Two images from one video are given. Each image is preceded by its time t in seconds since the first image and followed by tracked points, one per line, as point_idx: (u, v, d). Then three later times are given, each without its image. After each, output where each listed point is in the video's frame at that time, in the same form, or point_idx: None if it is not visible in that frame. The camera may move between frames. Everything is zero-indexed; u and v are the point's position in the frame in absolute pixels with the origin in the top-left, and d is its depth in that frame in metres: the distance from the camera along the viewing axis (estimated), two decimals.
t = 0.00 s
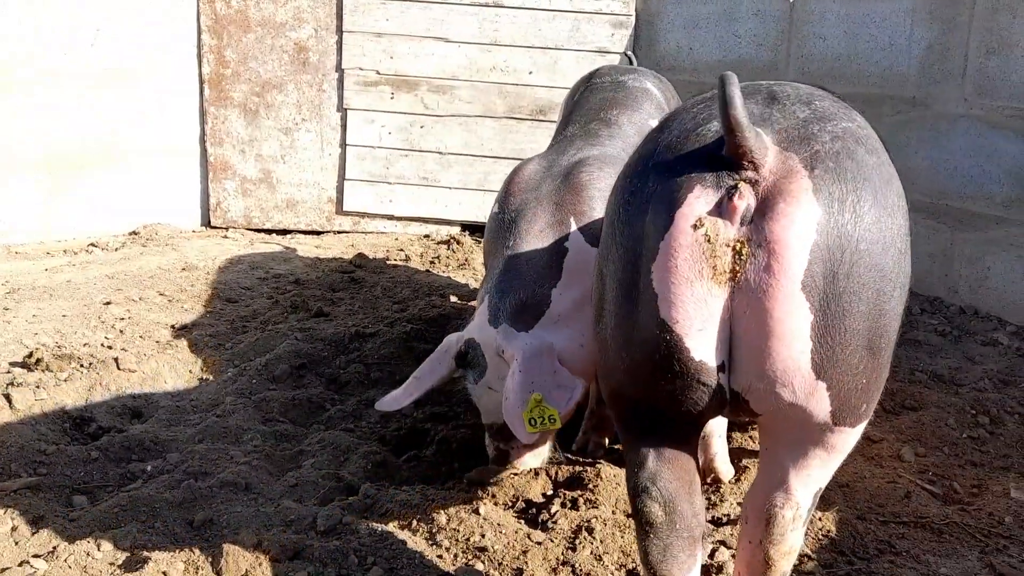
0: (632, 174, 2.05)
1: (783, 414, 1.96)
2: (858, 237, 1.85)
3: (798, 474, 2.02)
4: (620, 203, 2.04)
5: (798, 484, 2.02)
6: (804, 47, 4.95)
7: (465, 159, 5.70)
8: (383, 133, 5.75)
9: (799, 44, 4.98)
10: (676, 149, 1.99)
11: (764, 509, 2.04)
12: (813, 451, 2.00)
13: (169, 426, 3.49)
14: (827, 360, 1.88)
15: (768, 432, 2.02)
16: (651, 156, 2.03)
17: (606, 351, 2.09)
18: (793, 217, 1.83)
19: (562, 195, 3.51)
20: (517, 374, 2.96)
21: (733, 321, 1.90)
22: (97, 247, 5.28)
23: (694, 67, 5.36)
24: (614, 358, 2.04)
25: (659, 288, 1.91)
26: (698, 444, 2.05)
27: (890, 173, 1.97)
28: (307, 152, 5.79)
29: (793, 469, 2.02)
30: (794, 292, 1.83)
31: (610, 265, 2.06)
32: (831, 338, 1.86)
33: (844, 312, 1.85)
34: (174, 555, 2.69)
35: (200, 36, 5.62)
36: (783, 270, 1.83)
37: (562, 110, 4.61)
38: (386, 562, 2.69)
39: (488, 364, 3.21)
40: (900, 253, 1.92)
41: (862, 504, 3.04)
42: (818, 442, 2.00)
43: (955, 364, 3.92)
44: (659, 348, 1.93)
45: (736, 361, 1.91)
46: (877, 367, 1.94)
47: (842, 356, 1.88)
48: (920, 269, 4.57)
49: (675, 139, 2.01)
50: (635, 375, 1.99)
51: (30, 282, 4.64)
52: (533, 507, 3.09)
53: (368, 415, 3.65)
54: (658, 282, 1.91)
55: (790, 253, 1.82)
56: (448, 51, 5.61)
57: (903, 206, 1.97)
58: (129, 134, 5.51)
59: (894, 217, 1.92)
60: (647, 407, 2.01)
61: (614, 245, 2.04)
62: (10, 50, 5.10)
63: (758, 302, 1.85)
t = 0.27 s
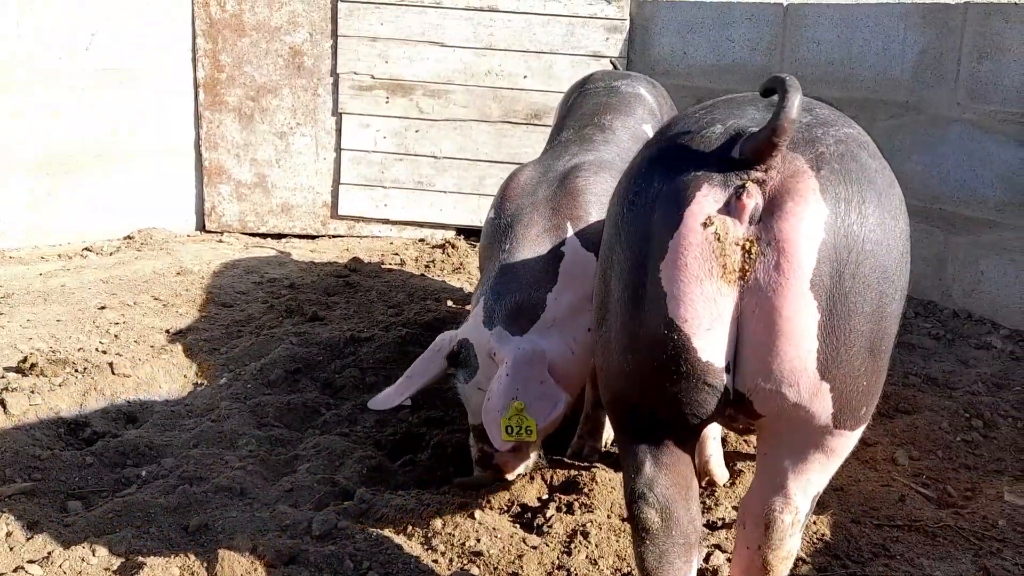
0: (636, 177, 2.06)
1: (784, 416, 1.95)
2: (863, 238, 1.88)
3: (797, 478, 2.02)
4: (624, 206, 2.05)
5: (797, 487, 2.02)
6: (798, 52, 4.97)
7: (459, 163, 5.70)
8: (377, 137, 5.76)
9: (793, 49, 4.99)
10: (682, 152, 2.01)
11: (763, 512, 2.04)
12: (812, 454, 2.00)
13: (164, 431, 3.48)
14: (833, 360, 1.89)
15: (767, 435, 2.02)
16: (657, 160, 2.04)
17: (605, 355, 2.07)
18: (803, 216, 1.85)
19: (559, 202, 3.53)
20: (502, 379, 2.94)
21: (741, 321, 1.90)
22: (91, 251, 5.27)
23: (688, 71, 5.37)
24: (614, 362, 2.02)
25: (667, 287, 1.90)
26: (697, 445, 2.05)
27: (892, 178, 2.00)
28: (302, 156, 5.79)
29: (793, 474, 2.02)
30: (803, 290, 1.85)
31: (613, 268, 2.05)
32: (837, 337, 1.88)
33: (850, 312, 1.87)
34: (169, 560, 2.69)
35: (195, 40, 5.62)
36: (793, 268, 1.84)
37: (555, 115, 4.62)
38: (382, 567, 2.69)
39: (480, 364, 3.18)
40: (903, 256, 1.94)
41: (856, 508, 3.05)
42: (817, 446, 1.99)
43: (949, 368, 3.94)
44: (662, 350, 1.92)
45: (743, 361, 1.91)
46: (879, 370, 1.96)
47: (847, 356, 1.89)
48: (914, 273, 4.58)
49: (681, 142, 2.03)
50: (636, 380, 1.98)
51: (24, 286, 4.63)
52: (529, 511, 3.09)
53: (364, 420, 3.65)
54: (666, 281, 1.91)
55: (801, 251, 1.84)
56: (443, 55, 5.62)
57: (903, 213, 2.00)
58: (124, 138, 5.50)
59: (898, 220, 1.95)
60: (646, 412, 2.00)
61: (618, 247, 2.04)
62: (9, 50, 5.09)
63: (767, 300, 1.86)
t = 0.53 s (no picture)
0: (635, 173, 2.06)
1: (779, 412, 1.96)
2: (858, 233, 1.88)
3: (791, 474, 2.03)
4: (622, 201, 2.05)
5: (792, 484, 2.03)
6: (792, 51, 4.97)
7: (455, 161, 5.70)
8: (372, 135, 5.76)
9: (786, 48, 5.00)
10: (681, 147, 2.01)
11: (758, 508, 2.04)
12: (807, 451, 2.01)
13: (158, 429, 3.48)
14: (826, 354, 1.89)
15: (763, 432, 2.02)
16: (655, 155, 2.04)
17: (604, 349, 2.07)
18: (798, 210, 1.85)
19: (554, 198, 3.53)
20: (496, 373, 2.97)
21: (736, 313, 1.90)
22: (86, 249, 5.26)
23: (683, 70, 5.37)
24: (612, 356, 2.02)
25: (664, 279, 1.90)
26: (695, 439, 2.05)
27: (888, 177, 2.01)
28: (297, 155, 5.79)
29: (789, 470, 2.02)
30: (797, 284, 1.85)
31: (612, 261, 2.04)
32: (830, 332, 1.88)
33: (844, 306, 1.87)
34: (163, 559, 2.68)
35: (190, 38, 5.61)
36: (788, 261, 1.85)
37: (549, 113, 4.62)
38: (376, 565, 2.69)
39: (471, 356, 3.19)
40: (897, 252, 1.95)
41: (850, 507, 3.06)
42: (812, 442, 2.00)
43: (942, 367, 3.94)
44: (661, 342, 1.92)
45: (738, 354, 1.91)
46: (872, 366, 1.97)
47: (840, 351, 1.90)
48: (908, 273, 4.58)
49: (679, 138, 2.03)
50: (634, 374, 1.97)
51: (19, 285, 4.63)
52: (523, 509, 3.10)
53: (358, 419, 3.65)
54: (662, 273, 1.91)
55: (796, 245, 1.85)
56: (438, 54, 5.62)
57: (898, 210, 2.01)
58: (118, 136, 5.49)
59: (892, 217, 1.95)
60: (644, 406, 1.99)
61: (617, 241, 2.04)
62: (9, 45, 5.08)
63: (762, 294, 1.86)
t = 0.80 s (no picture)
0: (640, 173, 2.06)
1: (781, 409, 1.94)
2: (861, 230, 1.87)
3: (794, 471, 2.02)
4: (627, 200, 2.05)
5: (795, 481, 2.02)
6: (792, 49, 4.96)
7: (455, 160, 5.68)
8: (372, 135, 5.74)
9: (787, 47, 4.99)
10: (685, 147, 2.01)
11: (760, 505, 2.03)
12: (810, 448, 2.00)
13: (156, 429, 3.46)
14: (829, 351, 1.88)
15: (765, 429, 2.01)
16: (660, 155, 2.05)
17: (608, 343, 2.04)
18: (801, 206, 1.84)
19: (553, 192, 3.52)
20: (491, 360, 2.96)
21: (739, 310, 1.89)
22: (84, 249, 5.25)
23: (683, 69, 5.35)
24: (616, 352, 1.99)
25: (667, 274, 1.90)
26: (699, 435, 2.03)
27: (893, 176, 2.00)
28: (296, 154, 5.77)
29: (791, 467, 2.01)
30: (800, 280, 1.84)
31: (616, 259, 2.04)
32: (833, 328, 1.87)
33: (847, 302, 1.86)
34: (162, 560, 2.67)
35: (189, 37, 5.60)
36: (791, 257, 1.84)
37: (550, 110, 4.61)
38: (375, 566, 2.68)
39: (468, 348, 3.17)
40: (901, 251, 1.94)
41: (851, 506, 3.04)
42: (814, 439, 1.99)
43: (944, 366, 3.93)
44: (666, 337, 1.90)
45: (740, 351, 1.90)
46: (875, 364, 1.95)
47: (843, 347, 1.88)
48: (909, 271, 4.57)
49: (684, 138, 2.04)
50: (639, 369, 1.95)
51: (17, 285, 4.61)
52: (524, 509, 3.08)
53: (357, 419, 3.63)
54: (666, 269, 1.90)
55: (798, 241, 1.83)
56: (438, 53, 5.60)
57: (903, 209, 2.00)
58: (117, 136, 5.48)
59: (897, 215, 1.94)
60: (648, 402, 1.97)
61: (620, 239, 2.03)
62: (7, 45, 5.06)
63: (764, 289, 1.85)
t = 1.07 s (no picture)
0: (635, 172, 2.09)
1: (775, 407, 1.95)
2: (855, 228, 1.88)
3: (790, 471, 2.02)
4: (623, 199, 2.08)
5: (791, 482, 2.02)
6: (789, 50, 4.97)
7: (453, 163, 5.70)
8: (370, 138, 5.76)
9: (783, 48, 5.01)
10: (680, 146, 2.04)
11: (757, 504, 2.04)
12: (806, 449, 2.00)
13: (157, 432, 3.48)
14: (822, 348, 1.89)
15: (761, 428, 2.02)
16: (655, 155, 2.07)
17: (604, 343, 2.07)
18: (794, 203, 1.86)
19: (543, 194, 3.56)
20: (514, 373, 2.99)
21: (732, 306, 1.90)
22: (84, 253, 5.26)
23: (680, 71, 5.37)
24: (611, 351, 2.03)
25: (661, 272, 1.92)
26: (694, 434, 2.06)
27: (889, 176, 2.01)
28: (295, 157, 5.79)
29: (787, 468, 2.02)
30: (793, 277, 1.85)
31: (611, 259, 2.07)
32: (825, 325, 1.87)
33: (840, 300, 1.87)
34: (163, 562, 2.69)
35: (187, 41, 5.61)
36: (783, 254, 1.85)
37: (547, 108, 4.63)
38: (376, 567, 2.69)
39: (486, 361, 3.19)
40: (895, 249, 1.94)
41: (849, 506, 3.06)
42: (810, 440, 1.99)
43: (941, 366, 3.95)
44: (660, 335, 1.92)
45: (734, 347, 1.91)
46: (870, 362, 1.95)
47: (836, 345, 1.89)
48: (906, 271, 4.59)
49: (680, 138, 2.06)
50: (633, 368, 1.98)
51: (17, 289, 4.62)
52: (523, 510, 3.09)
53: (357, 421, 3.64)
54: (659, 266, 1.92)
55: (791, 238, 1.85)
56: (436, 56, 5.62)
57: (898, 207, 2.01)
58: (115, 139, 5.49)
59: (891, 214, 1.95)
60: (642, 401, 2.00)
61: (616, 238, 2.06)
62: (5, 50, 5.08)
63: (757, 286, 1.86)
